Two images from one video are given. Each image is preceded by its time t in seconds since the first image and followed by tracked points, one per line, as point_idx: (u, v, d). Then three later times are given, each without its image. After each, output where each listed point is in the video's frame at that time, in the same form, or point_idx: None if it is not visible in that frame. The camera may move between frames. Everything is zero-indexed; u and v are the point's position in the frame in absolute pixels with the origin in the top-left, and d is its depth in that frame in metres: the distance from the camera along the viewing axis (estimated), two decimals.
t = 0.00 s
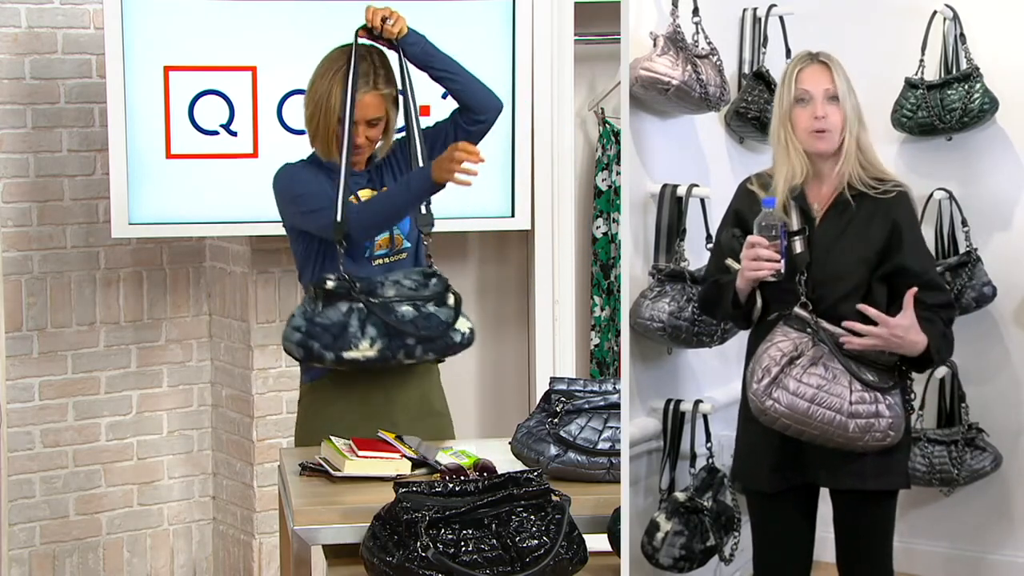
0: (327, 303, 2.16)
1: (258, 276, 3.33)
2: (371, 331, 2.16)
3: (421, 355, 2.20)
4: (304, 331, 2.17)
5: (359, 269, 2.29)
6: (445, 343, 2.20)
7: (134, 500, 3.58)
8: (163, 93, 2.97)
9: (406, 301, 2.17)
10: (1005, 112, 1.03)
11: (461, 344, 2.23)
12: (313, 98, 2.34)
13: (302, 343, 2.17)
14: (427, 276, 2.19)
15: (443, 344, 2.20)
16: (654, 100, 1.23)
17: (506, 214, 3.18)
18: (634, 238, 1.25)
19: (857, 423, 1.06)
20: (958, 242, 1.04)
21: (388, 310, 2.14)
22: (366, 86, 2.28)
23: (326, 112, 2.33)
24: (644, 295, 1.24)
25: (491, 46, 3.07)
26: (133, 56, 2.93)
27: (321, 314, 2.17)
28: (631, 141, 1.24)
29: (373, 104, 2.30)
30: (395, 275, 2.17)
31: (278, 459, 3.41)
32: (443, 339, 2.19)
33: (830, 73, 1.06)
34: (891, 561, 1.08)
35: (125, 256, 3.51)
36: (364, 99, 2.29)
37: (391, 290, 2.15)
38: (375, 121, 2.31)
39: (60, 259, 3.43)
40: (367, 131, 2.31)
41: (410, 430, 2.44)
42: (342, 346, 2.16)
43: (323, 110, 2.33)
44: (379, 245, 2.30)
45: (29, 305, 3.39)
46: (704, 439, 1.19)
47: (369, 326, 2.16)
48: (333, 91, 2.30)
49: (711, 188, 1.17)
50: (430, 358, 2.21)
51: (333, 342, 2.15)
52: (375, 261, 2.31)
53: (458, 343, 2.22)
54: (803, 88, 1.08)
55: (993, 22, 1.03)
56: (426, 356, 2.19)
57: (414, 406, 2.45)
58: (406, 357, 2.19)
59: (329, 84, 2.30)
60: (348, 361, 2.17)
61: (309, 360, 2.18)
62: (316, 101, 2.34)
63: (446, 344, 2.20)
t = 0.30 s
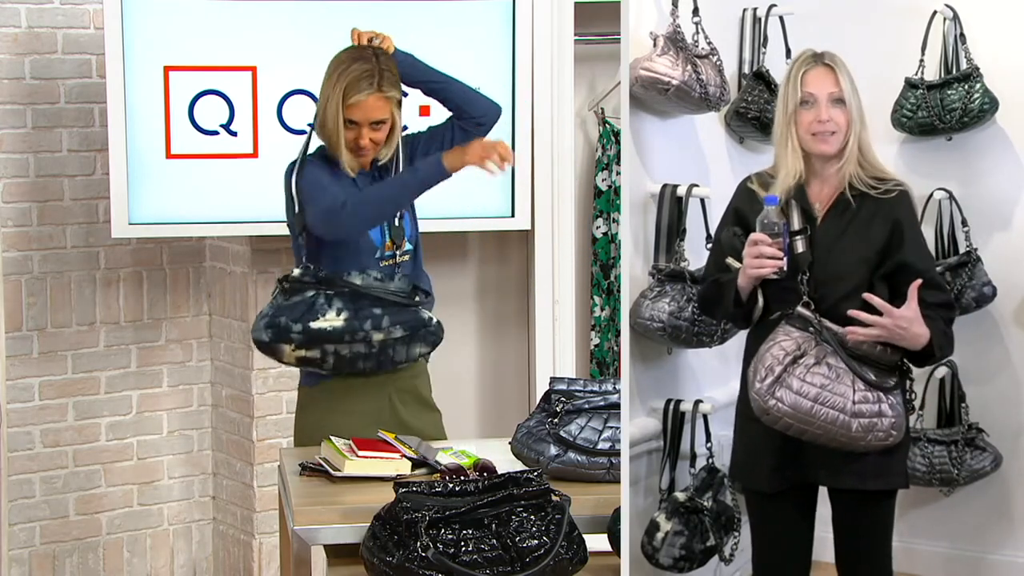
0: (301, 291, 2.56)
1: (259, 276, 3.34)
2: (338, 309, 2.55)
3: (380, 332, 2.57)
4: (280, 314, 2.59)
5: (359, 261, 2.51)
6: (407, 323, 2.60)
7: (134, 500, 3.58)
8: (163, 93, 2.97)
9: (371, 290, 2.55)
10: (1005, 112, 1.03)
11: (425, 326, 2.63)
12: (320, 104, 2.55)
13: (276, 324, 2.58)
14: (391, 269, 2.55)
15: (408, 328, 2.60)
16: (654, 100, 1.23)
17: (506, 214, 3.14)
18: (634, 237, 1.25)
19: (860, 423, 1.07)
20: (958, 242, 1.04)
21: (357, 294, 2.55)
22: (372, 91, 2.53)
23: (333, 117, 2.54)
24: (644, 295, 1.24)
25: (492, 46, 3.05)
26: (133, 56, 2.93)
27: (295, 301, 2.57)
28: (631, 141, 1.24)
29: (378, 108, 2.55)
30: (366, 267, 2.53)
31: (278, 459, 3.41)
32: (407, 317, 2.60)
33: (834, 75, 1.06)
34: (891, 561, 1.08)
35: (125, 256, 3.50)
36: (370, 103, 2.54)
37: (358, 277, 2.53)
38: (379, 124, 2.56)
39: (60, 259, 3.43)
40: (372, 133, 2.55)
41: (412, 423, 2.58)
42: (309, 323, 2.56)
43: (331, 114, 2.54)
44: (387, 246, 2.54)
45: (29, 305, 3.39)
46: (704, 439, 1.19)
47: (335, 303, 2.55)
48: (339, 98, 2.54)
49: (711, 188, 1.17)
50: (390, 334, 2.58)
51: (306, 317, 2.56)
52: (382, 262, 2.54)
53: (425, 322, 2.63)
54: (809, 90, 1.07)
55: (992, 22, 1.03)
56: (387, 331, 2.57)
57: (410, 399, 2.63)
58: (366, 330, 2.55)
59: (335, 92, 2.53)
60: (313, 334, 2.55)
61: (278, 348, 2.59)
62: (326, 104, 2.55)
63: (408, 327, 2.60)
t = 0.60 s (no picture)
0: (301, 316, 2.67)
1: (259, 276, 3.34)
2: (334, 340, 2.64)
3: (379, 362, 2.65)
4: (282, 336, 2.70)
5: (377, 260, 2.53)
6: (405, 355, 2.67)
7: (134, 500, 3.58)
8: (163, 93, 2.97)
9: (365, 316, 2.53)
10: (1005, 112, 1.03)
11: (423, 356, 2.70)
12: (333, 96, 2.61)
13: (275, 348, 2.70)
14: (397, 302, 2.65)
15: (406, 358, 2.68)
16: (654, 100, 1.23)
17: (506, 214, 3.16)
18: (634, 238, 1.25)
19: (861, 421, 1.06)
20: (958, 242, 1.04)
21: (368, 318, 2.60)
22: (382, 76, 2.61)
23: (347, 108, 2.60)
24: (644, 295, 1.24)
25: (492, 46, 3.09)
26: (133, 56, 2.94)
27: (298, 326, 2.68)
28: (631, 141, 1.24)
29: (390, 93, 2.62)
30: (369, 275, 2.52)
31: (278, 459, 3.40)
32: (408, 347, 2.68)
33: (833, 78, 1.06)
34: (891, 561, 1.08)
35: (125, 256, 3.50)
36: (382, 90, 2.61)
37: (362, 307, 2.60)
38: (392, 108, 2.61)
39: (60, 259, 3.43)
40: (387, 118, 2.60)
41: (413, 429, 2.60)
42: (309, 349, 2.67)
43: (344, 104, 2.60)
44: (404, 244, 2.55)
45: (29, 305, 3.39)
46: (704, 439, 1.19)
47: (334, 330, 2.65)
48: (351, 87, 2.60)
49: (711, 188, 1.17)
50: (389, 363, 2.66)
51: (305, 342, 2.67)
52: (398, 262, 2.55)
53: (425, 353, 2.71)
54: (807, 93, 1.07)
55: (992, 22, 1.04)
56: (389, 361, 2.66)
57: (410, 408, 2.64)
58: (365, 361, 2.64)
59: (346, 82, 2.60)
60: (312, 358, 2.66)
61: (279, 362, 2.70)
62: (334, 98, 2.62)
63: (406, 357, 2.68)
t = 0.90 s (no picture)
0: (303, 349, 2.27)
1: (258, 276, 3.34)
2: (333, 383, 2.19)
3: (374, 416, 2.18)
4: (282, 370, 2.26)
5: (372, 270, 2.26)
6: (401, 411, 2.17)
7: (134, 500, 3.58)
8: (163, 93, 2.97)
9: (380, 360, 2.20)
10: (1005, 112, 1.03)
11: (418, 416, 2.18)
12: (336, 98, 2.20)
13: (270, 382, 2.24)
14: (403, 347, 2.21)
15: (400, 415, 2.17)
16: (654, 100, 1.23)
17: (507, 215, 3.11)
18: (634, 238, 1.25)
19: (868, 420, 1.05)
20: (958, 242, 1.04)
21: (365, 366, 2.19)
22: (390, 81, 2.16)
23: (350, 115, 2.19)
24: (644, 295, 1.23)
25: (492, 46, 3.07)
26: (133, 56, 2.93)
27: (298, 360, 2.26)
28: (631, 141, 1.24)
29: (398, 97, 2.18)
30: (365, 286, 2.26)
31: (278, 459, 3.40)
32: (403, 403, 2.17)
33: (837, 77, 1.06)
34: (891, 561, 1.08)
35: (125, 256, 3.50)
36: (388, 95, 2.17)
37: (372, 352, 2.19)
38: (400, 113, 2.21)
39: (60, 259, 3.43)
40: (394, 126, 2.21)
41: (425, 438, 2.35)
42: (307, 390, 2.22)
43: (347, 109, 2.19)
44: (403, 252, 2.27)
45: (29, 305, 3.39)
46: (704, 439, 1.19)
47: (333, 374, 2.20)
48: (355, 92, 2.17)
49: (711, 188, 1.17)
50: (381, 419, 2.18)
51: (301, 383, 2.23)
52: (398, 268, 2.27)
53: (419, 411, 2.18)
54: (811, 92, 1.07)
55: (992, 22, 1.04)
56: (384, 417, 2.18)
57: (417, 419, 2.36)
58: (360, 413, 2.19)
59: (350, 85, 2.17)
60: (308, 401, 2.21)
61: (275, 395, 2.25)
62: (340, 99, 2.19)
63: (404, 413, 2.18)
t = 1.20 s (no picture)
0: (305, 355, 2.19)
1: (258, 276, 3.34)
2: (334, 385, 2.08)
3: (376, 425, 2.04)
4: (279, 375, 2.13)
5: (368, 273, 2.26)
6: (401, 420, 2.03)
7: (134, 500, 3.58)
8: (163, 93, 2.97)
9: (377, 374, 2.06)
10: (1005, 112, 1.03)
11: (418, 428, 2.03)
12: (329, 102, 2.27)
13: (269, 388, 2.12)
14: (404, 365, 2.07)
15: (400, 425, 2.03)
16: (654, 100, 1.23)
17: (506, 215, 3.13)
18: (634, 238, 1.24)
19: (877, 419, 1.06)
20: (958, 242, 1.05)
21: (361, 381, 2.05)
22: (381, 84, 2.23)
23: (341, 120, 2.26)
24: (644, 295, 1.23)
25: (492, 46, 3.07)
26: (133, 56, 2.93)
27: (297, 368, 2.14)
28: (631, 141, 1.24)
29: (390, 102, 2.25)
30: (365, 282, 2.26)
31: (278, 459, 3.40)
32: (403, 411, 2.03)
33: (843, 76, 1.06)
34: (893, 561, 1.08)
35: (125, 256, 3.50)
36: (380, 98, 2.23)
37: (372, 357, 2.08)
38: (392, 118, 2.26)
39: (60, 259, 3.43)
40: (386, 129, 2.26)
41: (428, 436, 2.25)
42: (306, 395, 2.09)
43: (340, 113, 2.25)
44: (397, 251, 2.28)
45: (29, 305, 3.39)
46: (704, 439, 1.19)
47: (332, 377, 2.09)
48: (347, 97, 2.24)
49: (710, 188, 1.17)
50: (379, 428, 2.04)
51: (301, 388, 2.10)
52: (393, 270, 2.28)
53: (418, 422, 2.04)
54: (817, 91, 1.07)
55: (992, 22, 1.04)
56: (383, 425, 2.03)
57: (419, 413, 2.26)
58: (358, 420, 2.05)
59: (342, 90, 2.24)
60: (305, 405, 2.08)
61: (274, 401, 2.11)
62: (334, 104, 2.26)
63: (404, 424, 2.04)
